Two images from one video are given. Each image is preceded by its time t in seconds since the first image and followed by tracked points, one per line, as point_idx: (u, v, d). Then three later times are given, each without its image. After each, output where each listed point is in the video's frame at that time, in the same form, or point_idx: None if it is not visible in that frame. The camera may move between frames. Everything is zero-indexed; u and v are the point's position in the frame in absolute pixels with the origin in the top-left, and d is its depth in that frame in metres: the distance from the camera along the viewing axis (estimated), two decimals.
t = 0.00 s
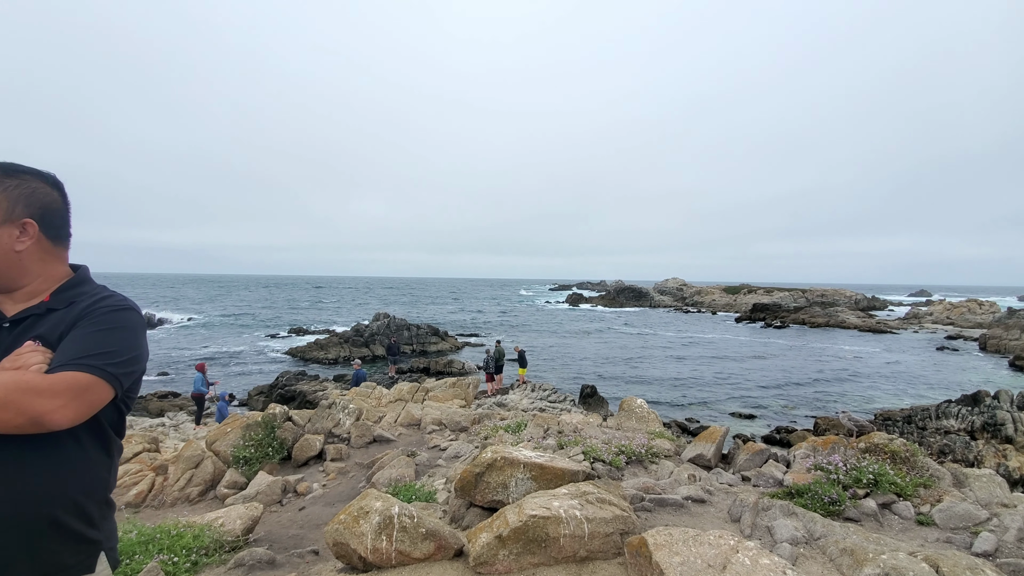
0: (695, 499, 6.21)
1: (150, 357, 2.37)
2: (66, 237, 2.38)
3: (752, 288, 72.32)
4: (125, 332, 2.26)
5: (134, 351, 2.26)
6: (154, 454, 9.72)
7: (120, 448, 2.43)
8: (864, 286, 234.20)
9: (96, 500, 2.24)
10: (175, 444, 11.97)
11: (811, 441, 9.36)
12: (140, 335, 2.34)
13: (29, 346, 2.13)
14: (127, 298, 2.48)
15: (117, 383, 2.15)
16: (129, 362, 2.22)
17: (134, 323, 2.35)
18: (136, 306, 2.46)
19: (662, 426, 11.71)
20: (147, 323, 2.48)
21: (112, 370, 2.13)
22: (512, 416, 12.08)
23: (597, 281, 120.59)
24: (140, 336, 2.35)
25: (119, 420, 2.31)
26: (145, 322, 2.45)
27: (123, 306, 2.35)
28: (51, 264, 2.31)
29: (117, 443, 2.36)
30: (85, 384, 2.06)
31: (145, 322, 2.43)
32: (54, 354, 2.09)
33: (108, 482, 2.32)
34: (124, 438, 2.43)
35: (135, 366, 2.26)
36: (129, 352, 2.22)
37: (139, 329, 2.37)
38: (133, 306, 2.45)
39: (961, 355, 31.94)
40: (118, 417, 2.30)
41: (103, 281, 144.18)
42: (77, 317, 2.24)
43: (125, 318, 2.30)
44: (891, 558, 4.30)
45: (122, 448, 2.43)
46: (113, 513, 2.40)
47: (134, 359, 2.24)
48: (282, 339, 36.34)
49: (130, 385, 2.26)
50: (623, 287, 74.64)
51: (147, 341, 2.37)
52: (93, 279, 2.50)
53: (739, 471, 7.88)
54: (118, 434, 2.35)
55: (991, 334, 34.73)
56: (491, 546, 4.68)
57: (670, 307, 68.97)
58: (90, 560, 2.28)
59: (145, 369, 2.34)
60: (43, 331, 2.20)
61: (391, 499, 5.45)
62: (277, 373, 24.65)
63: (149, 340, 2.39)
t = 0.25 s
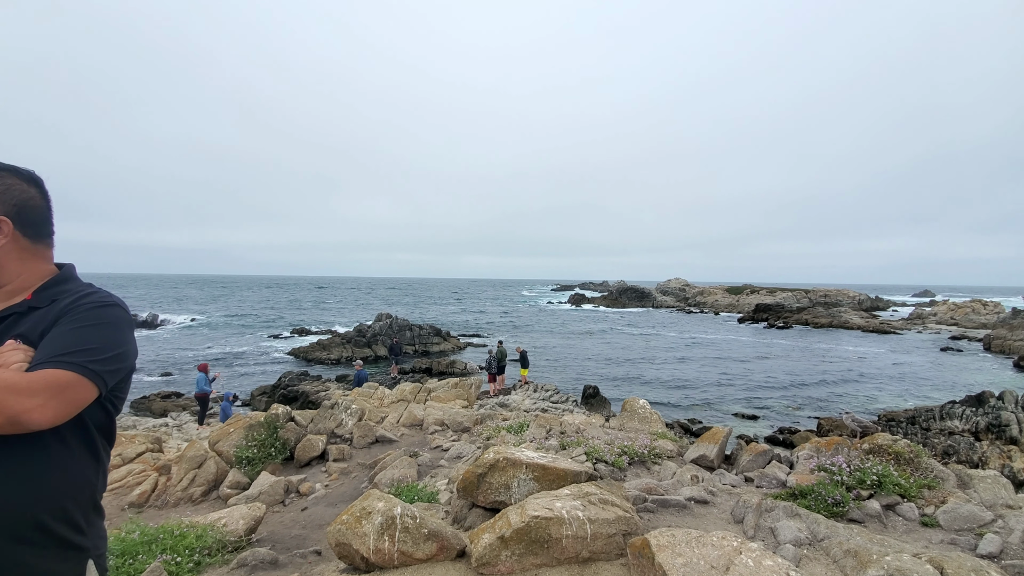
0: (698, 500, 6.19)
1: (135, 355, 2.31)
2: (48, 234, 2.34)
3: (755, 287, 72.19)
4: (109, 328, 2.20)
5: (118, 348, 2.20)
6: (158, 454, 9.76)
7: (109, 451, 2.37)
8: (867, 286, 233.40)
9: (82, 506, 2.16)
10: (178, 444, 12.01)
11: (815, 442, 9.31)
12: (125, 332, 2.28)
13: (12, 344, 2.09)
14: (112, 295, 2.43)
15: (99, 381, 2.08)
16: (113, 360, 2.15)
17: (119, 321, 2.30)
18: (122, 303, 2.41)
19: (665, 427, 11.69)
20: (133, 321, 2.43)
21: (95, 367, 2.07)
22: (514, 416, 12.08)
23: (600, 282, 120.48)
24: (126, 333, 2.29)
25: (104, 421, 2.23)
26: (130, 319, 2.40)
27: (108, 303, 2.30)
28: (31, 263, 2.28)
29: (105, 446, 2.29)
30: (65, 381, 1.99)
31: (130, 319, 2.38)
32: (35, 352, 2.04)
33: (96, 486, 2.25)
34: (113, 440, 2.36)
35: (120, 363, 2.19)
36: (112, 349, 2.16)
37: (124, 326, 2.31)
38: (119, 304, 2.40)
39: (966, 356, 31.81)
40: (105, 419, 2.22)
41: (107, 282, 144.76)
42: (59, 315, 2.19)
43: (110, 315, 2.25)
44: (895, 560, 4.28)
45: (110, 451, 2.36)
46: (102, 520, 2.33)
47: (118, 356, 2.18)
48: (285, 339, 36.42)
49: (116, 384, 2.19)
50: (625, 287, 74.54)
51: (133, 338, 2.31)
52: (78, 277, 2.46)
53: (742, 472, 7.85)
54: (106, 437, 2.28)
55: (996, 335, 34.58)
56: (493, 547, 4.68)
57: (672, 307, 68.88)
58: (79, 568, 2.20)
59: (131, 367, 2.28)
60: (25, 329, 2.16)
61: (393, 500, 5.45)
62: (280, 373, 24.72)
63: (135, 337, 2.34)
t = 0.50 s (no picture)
0: (700, 501, 6.17)
1: (122, 356, 2.29)
2: (36, 235, 2.34)
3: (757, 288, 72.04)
4: (94, 328, 2.18)
5: (103, 348, 2.17)
6: (161, 454, 9.79)
7: (100, 453, 2.35)
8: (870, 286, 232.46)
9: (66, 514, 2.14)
10: (181, 444, 12.03)
11: (818, 443, 9.27)
12: (111, 332, 2.26)
13: None
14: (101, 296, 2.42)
15: (81, 381, 2.06)
16: (98, 360, 2.13)
17: (105, 320, 2.28)
18: (110, 304, 2.39)
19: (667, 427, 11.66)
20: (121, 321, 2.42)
21: (77, 367, 2.05)
22: (516, 417, 12.08)
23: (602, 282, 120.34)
24: (113, 333, 2.27)
25: (92, 425, 2.20)
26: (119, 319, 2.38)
27: (94, 303, 2.28)
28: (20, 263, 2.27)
29: (96, 449, 2.27)
30: (44, 381, 1.97)
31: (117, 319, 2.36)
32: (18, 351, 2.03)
33: (85, 489, 2.23)
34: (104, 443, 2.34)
35: (106, 364, 2.17)
36: (96, 349, 2.13)
37: (110, 326, 2.29)
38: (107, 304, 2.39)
39: (970, 356, 31.68)
40: (92, 422, 2.20)
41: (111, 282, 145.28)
42: (44, 315, 2.18)
43: (95, 315, 2.23)
44: (899, 562, 4.26)
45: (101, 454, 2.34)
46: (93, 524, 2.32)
47: (103, 356, 2.16)
48: (287, 339, 36.49)
49: (101, 385, 2.17)
50: (628, 288, 74.43)
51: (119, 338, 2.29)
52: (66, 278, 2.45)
53: (745, 473, 7.83)
54: (96, 439, 2.26)
55: (1000, 335, 34.41)
56: (495, 547, 4.68)
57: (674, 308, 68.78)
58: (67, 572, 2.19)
59: (117, 368, 2.26)
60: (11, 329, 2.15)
61: (395, 500, 5.45)
62: (283, 373, 24.76)
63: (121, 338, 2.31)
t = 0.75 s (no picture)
0: (705, 502, 6.15)
1: (103, 360, 2.14)
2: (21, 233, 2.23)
3: (761, 288, 71.81)
4: (71, 331, 2.04)
5: (80, 350, 2.03)
6: (166, 454, 9.84)
7: (86, 461, 2.22)
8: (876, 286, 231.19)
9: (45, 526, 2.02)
10: (185, 444, 12.08)
11: (823, 444, 9.22)
12: (92, 334, 2.12)
13: None
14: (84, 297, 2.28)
15: (53, 385, 1.91)
16: (74, 362, 1.99)
17: (85, 321, 2.13)
18: (93, 305, 2.25)
19: (672, 428, 11.62)
20: (106, 323, 2.28)
21: (48, 370, 1.91)
22: (520, 417, 12.07)
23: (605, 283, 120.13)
24: (94, 335, 2.13)
25: (71, 433, 2.06)
26: (102, 321, 2.24)
27: (76, 303, 2.15)
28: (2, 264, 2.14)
29: (79, 456, 2.14)
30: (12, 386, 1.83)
31: (101, 320, 2.22)
32: None
33: (67, 500, 2.10)
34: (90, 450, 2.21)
35: (83, 367, 2.03)
36: (71, 350, 1.99)
37: (92, 327, 2.14)
38: (90, 305, 2.25)
39: (976, 357, 31.47)
40: (72, 428, 2.07)
41: (117, 283, 146.09)
42: (20, 318, 2.05)
43: (74, 315, 2.09)
44: (905, 563, 4.24)
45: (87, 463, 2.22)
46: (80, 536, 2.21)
47: (80, 359, 2.02)
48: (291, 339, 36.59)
49: (79, 390, 2.03)
50: (631, 288, 74.33)
51: (99, 341, 2.14)
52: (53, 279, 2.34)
53: (749, 474, 7.80)
54: (78, 446, 2.13)
55: (1007, 335, 34.19)
56: (499, 548, 4.67)
57: (678, 308, 68.64)
58: None
59: (97, 373, 2.11)
60: None
61: (399, 501, 5.46)
62: (287, 373, 24.83)
63: (103, 341, 2.16)
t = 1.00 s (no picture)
0: (710, 503, 6.13)
1: (86, 364, 1.95)
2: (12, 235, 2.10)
3: (766, 288, 71.53)
4: (50, 332, 1.86)
5: (59, 354, 1.85)
6: (171, 453, 9.88)
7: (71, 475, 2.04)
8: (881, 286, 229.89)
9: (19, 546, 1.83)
10: (191, 444, 12.13)
11: (828, 445, 9.17)
12: (74, 337, 1.93)
13: None
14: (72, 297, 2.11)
15: (26, 389, 1.73)
16: (53, 365, 1.82)
17: (68, 323, 1.96)
18: (81, 306, 2.08)
19: (676, 429, 11.59)
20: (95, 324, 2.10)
21: (23, 373, 1.73)
22: (524, 418, 12.06)
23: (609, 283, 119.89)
24: (77, 338, 1.95)
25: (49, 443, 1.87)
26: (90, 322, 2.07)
27: (59, 305, 1.97)
28: None
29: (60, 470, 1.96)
30: None
31: (88, 321, 2.04)
32: None
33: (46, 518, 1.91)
34: (75, 463, 2.03)
35: (64, 371, 1.85)
36: (50, 354, 1.82)
37: (76, 330, 1.96)
38: (78, 306, 2.08)
39: (983, 357, 31.24)
40: (49, 438, 1.88)
41: (124, 283, 147.11)
42: None
43: (55, 317, 1.91)
44: (911, 565, 4.21)
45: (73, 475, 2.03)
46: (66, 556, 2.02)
47: (59, 363, 1.84)
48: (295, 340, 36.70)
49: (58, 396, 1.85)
50: (635, 288, 74.22)
51: (83, 343, 1.95)
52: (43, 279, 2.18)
53: (755, 475, 7.76)
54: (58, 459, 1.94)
55: (1014, 336, 33.93)
56: (504, 549, 4.67)
57: (682, 309, 68.49)
58: None
59: (79, 378, 1.92)
60: None
61: (403, 501, 5.46)
62: (291, 374, 24.90)
63: (87, 344, 1.97)
